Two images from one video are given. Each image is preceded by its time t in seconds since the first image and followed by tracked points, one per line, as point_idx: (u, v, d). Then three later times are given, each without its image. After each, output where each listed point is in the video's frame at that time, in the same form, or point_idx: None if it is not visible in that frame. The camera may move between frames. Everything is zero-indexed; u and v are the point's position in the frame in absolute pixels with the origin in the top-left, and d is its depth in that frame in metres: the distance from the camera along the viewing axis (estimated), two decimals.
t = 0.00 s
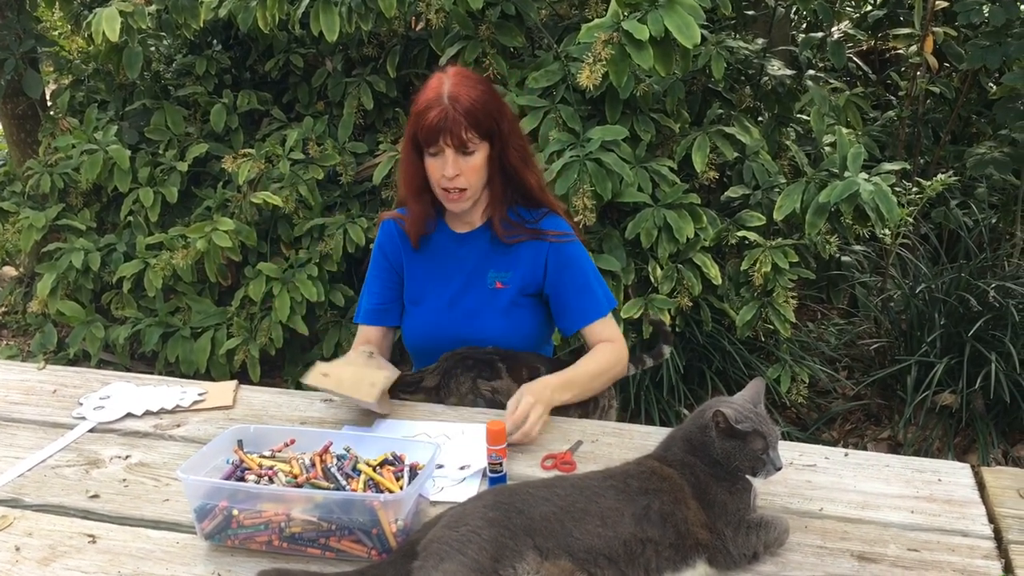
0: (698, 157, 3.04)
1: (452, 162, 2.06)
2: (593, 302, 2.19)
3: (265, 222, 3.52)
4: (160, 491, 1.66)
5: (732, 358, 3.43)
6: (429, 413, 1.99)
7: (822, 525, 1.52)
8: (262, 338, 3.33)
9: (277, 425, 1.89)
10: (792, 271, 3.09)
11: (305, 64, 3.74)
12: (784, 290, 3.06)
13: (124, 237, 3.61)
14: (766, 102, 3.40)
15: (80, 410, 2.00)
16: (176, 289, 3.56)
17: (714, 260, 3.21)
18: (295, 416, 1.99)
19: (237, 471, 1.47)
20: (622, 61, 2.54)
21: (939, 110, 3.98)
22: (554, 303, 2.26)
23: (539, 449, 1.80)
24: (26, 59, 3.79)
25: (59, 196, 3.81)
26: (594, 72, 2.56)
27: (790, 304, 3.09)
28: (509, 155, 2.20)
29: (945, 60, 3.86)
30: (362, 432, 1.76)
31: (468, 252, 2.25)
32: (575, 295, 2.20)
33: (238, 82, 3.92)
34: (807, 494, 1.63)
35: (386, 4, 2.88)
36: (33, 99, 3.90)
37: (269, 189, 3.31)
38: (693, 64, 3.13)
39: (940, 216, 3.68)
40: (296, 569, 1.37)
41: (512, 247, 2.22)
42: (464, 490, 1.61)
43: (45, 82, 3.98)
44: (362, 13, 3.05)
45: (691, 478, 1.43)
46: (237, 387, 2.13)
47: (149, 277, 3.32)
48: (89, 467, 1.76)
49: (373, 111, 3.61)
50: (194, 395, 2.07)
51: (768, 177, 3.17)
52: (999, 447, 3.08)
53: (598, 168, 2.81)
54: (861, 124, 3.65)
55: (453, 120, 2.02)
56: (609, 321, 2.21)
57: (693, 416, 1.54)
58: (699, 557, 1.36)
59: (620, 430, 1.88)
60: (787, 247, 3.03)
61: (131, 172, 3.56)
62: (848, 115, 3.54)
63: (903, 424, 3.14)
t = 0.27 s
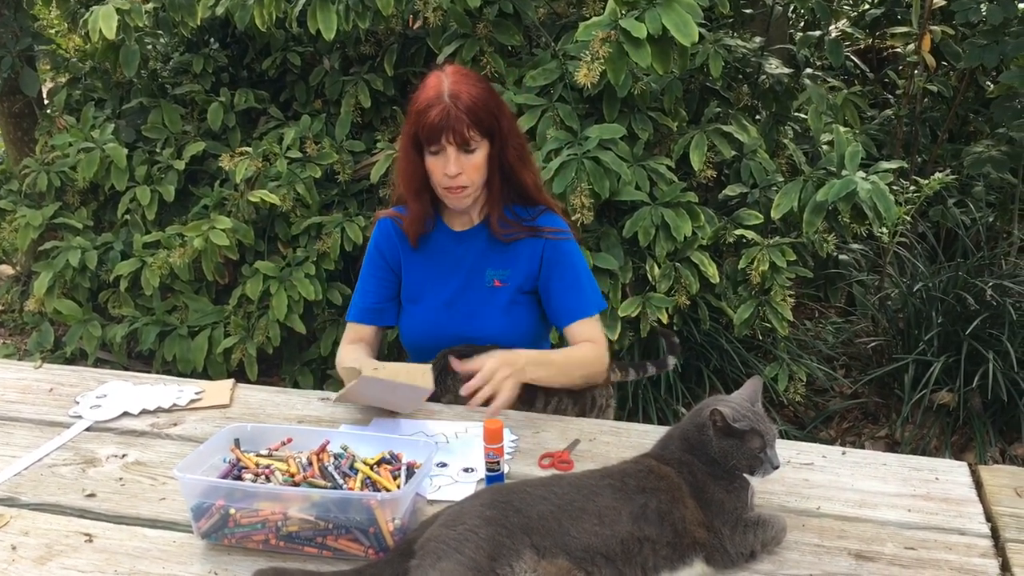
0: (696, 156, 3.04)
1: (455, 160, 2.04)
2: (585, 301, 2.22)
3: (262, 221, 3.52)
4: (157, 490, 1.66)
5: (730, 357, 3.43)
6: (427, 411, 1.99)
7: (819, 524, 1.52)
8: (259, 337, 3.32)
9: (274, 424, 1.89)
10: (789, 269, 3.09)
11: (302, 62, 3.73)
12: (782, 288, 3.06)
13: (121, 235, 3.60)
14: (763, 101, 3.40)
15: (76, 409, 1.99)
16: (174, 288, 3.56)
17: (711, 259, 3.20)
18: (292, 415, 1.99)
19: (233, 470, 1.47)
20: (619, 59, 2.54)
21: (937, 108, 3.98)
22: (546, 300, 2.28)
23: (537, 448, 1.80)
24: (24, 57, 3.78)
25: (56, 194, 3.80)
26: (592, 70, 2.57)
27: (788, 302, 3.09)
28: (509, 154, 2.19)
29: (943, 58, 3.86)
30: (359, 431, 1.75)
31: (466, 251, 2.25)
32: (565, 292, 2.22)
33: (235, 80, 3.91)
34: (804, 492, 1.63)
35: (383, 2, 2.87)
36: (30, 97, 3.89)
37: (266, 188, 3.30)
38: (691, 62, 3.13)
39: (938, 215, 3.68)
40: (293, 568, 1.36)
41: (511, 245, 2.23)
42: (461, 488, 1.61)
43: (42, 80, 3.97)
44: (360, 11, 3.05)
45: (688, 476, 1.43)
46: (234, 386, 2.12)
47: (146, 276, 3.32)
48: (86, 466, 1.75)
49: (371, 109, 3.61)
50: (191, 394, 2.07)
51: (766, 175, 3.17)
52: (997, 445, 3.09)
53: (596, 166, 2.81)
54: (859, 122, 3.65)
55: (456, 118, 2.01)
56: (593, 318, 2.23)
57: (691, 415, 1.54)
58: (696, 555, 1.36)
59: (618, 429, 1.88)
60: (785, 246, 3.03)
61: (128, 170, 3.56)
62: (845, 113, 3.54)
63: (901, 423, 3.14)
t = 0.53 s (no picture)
0: (695, 156, 3.04)
1: (454, 161, 2.04)
2: (574, 308, 2.18)
3: (261, 221, 3.51)
4: (155, 490, 1.65)
5: (729, 357, 3.44)
6: (426, 410, 1.99)
7: (818, 524, 1.52)
8: (258, 337, 3.32)
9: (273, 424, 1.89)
10: (788, 269, 3.09)
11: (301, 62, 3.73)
12: (780, 288, 3.06)
13: (120, 235, 3.60)
14: (763, 101, 3.41)
15: (75, 409, 1.99)
16: (173, 287, 3.55)
17: (710, 259, 3.20)
18: (291, 415, 1.98)
19: (232, 470, 1.47)
20: (618, 59, 2.54)
21: (936, 108, 3.99)
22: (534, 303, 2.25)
23: (536, 448, 1.80)
24: (23, 57, 3.78)
25: (55, 194, 3.79)
26: (591, 70, 2.57)
27: (787, 302, 3.09)
28: (508, 154, 2.19)
29: (942, 58, 3.86)
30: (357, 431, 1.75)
31: (465, 251, 2.25)
32: (549, 295, 2.19)
33: (234, 80, 3.90)
34: (802, 492, 1.63)
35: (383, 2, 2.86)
36: (29, 97, 3.89)
37: (265, 187, 3.30)
38: (690, 62, 3.13)
39: (937, 215, 3.68)
40: (291, 568, 1.36)
41: (507, 246, 2.23)
42: (460, 488, 1.61)
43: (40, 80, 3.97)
44: (359, 11, 3.04)
45: (687, 476, 1.43)
46: (233, 386, 2.12)
47: (145, 276, 3.31)
48: (84, 466, 1.75)
49: (370, 109, 3.61)
50: (190, 394, 2.07)
51: (765, 175, 3.17)
52: (996, 445, 3.09)
53: (595, 166, 2.81)
54: (858, 123, 3.65)
55: (455, 119, 2.01)
56: (572, 324, 2.19)
57: (689, 415, 1.54)
58: (695, 555, 1.36)
59: (616, 428, 1.88)
60: (784, 246, 3.03)
61: (127, 170, 3.55)
62: (844, 113, 3.54)
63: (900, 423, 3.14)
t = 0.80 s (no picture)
0: (695, 157, 3.04)
1: (457, 165, 2.05)
2: (571, 311, 2.14)
3: (262, 221, 3.52)
4: (156, 491, 1.66)
5: (729, 358, 3.44)
6: (427, 411, 1.99)
7: (818, 525, 1.52)
8: (259, 337, 3.32)
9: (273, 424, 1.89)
10: (789, 271, 3.09)
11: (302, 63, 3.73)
12: (781, 290, 3.06)
13: (120, 236, 3.60)
14: (763, 102, 3.41)
15: (76, 410, 2.00)
16: (173, 288, 3.55)
17: (711, 260, 3.20)
18: (292, 416, 1.99)
19: (233, 471, 1.47)
20: (619, 60, 2.54)
21: (937, 110, 3.99)
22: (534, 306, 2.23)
23: (536, 449, 1.80)
24: (24, 58, 3.79)
25: (56, 195, 3.80)
26: (592, 71, 2.59)
27: (787, 304, 3.09)
28: (511, 158, 2.19)
29: (943, 60, 3.86)
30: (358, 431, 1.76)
31: (467, 253, 2.25)
32: (546, 300, 2.16)
33: (235, 81, 3.91)
34: (803, 493, 1.63)
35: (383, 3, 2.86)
36: (30, 98, 3.89)
37: (266, 188, 3.30)
38: (691, 64, 3.13)
39: (938, 217, 3.68)
40: (291, 569, 1.36)
41: (508, 249, 2.22)
42: (460, 489, 1.61)
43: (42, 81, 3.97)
44: (360, 12, 3.05)
45: (687, 477, 1.43)
46: (233, 386, 2.12)
47: (145, 276, 3.31)
48: (86, 466, 1.75)
49: (371, 110, 3.61)
50: (190, 395, 2.07)
51: (766, 177, 3.17)
52: (996, 446, 3.08)
53: (595, 167, 2.81)
54: (859, 124, 3.65)
55: (458, 123, 2.01)
56: (572, 328, 2.14)
57: (690, 416, 1.54)
58: (695, 555, 1.36)
59: (617, 430, 1.88)
60: (784, 247, 3.03)
61: (128, 171, 3.56)
62: (845, 115, 3.55)
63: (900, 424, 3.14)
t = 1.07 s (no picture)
0: (696, 159, 3.04)
1: (458, 167, 2.05)
2: (570, 318, 2.15)
3: (262, 222, 3.52)
4: (157, 491, 1.66)
5: (730, 359, 3.44)
6: (428, 412, 2.00)
7: (818, 526, 1.53)
8: (259, 339, 3.33)
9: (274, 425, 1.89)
10: (789, 272, 3.09)
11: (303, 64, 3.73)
12: (781, 291, 3.06)
13: (121, 237, 3.60)
14: (763, 104, 3.41)
15: (77, 410, 2.00)
16: (174, 289, 3.56)
17: (711, 261, 3.21)
18: (292, 416, 1.99)
19: (234, 471, 1.47)
20: (619, 62, 2.54)
21: (937, 111, 3.99)
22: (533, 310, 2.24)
23: (536, 450, 1.80)
24: (25, 60, 3.79)
25: (57, 196, 3.80)
26: (593, 73, 2.60)
27: (788, 305, 3.09)
28: (510, 160, 2.19)
29: (943, 62, 3.86)
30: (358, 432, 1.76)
31: (466, 255, 2.25)
32: (545, 306, 2.17)
33: (236, 82, 3.92)
34: (803, 494, 1.63)
35: (384, 5, 2.85)
36: (32, 99, 3.90)
37: (267, 190, 3.30)
38: (691, 65, 3.13)
39: (938, 218, 3.69)
40: (292, 569, 1.37)
41: (506, 253, 2.22)
42: (461, 490, 1.61)
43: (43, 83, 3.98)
44: (360, 14, 3.05)
45: (688, 478, 1.43)
46: (234, 387, 2.13)
47: (146, 277, 3.32)
48: (87, 467, 1.75)
49: (371, 112, 3.61)
50: (191, 396, 2.07)
51: (766, 178, 3.17)
52: (997, 448, 3.08)
53: (596, 169, 2.81)
54: (859, 126, 3.66)
55: (459, 125, 2.01)
56: (571, 335, 2.15)
57: (692, 416, 1.54)
58: (695, 556, 1.36)
59: (617, 431, 1.88)
60: (785, 248, 3.03)
61: (129, 172, 3.56)
62: (845, 117, 3.55)
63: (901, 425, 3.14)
